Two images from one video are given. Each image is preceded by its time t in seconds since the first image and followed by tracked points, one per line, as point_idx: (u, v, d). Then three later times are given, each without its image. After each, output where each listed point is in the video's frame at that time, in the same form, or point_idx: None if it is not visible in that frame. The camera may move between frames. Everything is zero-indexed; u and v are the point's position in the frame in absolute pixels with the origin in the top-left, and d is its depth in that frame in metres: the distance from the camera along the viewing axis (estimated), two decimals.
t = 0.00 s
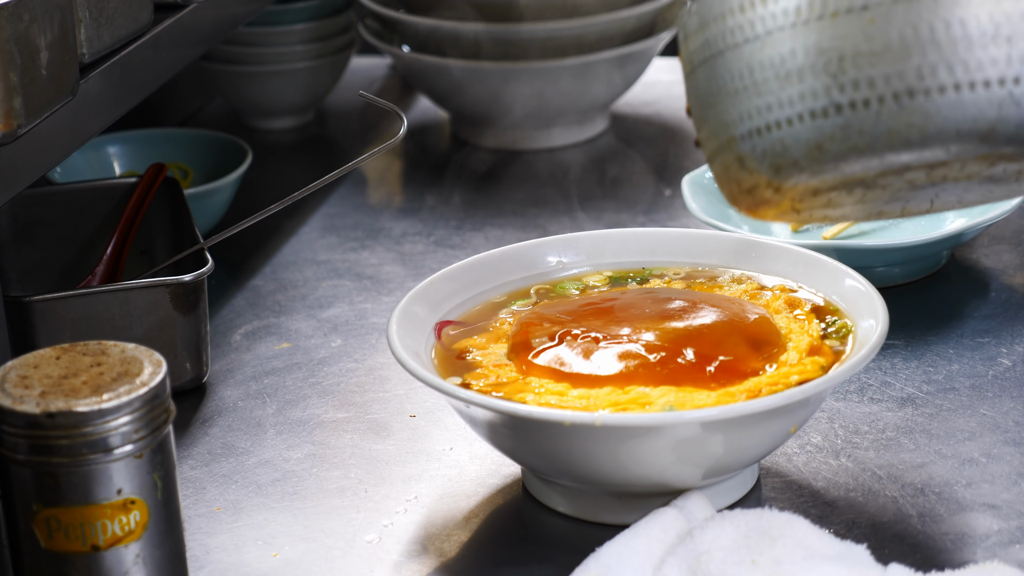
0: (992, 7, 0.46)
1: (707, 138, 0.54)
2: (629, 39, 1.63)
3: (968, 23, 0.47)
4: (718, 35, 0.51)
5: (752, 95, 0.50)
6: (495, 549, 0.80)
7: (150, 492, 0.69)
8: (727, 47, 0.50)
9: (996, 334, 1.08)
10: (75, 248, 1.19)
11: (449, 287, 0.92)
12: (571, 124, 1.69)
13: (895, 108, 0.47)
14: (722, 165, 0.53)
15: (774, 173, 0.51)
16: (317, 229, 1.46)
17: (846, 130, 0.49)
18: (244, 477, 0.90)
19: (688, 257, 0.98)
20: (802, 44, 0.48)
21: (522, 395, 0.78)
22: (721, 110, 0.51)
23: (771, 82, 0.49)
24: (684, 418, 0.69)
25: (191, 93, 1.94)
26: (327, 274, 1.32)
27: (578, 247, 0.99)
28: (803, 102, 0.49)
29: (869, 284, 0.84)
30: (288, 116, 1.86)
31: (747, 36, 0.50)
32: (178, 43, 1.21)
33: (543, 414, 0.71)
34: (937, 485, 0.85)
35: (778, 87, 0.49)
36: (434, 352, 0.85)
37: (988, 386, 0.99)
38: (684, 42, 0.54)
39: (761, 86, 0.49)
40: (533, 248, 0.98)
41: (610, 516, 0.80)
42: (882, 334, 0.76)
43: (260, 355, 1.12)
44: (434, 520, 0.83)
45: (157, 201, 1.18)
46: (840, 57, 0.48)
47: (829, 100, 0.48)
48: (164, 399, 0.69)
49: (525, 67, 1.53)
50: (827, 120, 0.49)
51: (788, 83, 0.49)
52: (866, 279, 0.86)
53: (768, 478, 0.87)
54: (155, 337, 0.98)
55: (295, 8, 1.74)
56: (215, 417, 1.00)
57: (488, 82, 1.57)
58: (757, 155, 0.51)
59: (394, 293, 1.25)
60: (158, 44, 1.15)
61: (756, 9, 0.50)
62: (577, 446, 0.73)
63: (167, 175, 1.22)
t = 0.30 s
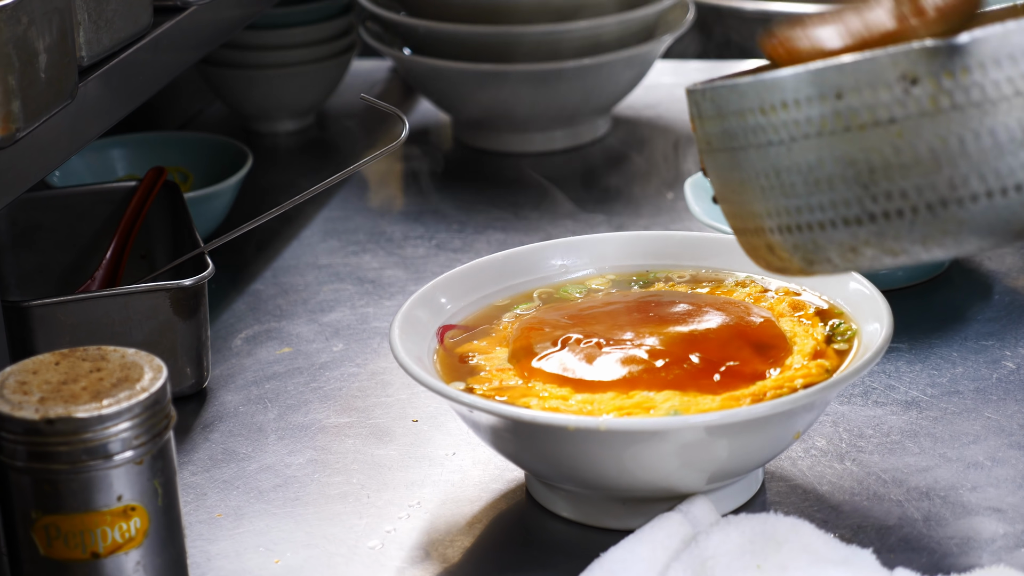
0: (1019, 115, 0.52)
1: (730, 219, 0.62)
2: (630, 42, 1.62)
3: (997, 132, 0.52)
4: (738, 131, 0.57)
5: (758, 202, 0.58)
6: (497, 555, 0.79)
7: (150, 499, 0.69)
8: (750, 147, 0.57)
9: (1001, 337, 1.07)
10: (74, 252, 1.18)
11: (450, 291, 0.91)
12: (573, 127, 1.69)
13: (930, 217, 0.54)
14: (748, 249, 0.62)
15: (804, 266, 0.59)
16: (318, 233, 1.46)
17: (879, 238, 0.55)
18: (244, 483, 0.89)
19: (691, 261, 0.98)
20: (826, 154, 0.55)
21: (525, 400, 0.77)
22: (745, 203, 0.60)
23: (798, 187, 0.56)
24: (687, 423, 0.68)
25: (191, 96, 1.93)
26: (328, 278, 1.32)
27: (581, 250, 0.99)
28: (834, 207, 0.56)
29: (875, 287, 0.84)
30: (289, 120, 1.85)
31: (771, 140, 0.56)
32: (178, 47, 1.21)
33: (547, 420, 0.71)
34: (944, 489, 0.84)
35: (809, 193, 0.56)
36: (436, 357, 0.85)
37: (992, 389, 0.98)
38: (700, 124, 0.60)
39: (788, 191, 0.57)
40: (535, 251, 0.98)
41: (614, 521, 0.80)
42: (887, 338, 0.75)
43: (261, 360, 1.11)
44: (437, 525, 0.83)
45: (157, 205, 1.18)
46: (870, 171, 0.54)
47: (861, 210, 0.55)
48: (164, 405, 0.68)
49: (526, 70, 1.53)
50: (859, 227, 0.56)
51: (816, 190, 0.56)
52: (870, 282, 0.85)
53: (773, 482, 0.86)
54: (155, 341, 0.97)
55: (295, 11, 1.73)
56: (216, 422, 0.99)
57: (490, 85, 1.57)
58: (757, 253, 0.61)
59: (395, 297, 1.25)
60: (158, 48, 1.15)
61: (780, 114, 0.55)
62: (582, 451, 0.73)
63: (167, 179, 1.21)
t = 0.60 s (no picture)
0: None
1: (755, 210, 0.59)
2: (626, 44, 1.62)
3: None
4: (774, 103, 0.55)
5: (797, 179, 0.56)
6: (495, 560, 0.79)
7: (143, 503, 0.68)
8: (788, 120, 0.55)
9: (1001, 338, 1.06)
10: (66, 255, 1.17)
11: (447, 293, 0.90)
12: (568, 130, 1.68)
13: (985, 184, 0.52)
14: (777, 241, 0.58)
15: (844, 251, 0.56)
16: (312, 236, 1.45)
17: (930, 208, 0.53)
18: (239, 488, 0.88)
19: (690, 262, 0.97)
20: (873, 119, 0.53)
21: (523, 402, 0.76)
22: (776, 186, 0.57)
23: (842, 157, 0.54)
24: (688, 424, 0.68)
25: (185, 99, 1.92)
26: (323, 281, 1.31)
27: (579, 252, 0.98)
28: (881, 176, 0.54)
29: (875, 288, 0.83)
30: (283, 123, 1.84)
31: (812, 108, 0.54)
32: (171, 48, 1.20)
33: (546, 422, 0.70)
34: (944, 491, 0.84)
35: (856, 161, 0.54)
36: (433, 359, 0.84)
37: (991, 391, 0.97)
38: (726, 105, 0.58)
39: (831, 162, 0.54)
40: (533, 253, 0.97)
41: (613, 525, 0.79)
42: (888, 339, 0.75)
43: (256, 364, 1.10)
44: (434, 530, 0.82)
45: (150, 207, 1.17)
46: (922, 134, 0.52)
47: (911, 177, 0.53)
48: (157, 409, 0.67)
49: (522, 72, 1.52)
50: (909, 197, 0.54)
51: (862, 159, 0.54)
52: (870, 283, 0.84)
53: (773, 485, 0.86)
54: (148, 345, 0.96)
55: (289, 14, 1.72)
56: (209, 426, 0.98)
57: (485, 87, 1.56)
58: (789, 243, 0.58)
59: (391, 300, 1.24)
60: (150, 49, 1.14)
61: (823, 79, 0.54)
62: (581, 454, 0.72)
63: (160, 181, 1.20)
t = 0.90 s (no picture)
0: None
1: (863, 206, 0.99)
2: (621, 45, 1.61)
3: None
4: (886, 102, 0.93)
5: (906, 178, 0.94)
6: (495, 563, 0.77)
7: (136, 503, 0.67)
8: (911, 124, 0.93)
9: (1002, 339, 1.06)
10: (56, 255, 1.16)
11: (444, 293, 0.89)
12: (563, 132, 1.68)
13: None
14: (888, 234, 0.98)
15: (963, 248, 0.94)
16: (305, 237, 1.44)
17: (988, 224, 0.91)
18: (233, 490, 0.87)
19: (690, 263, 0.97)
20: (957, 128, 0.91)
21: (522, 401, 0.75)
22: (890, 181, 0.95)
23: (950, 165, 0.91)
24: (690, 423, 0.67)
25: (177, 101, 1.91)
26: (317, 282, 1.30)
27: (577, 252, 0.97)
28: (941, 190, 0.92)
29: (877, 287, 0.82)
30: (276, 125, 1.83)
31: (917, 117, 0.92)
32: (162, 47, 1.19)
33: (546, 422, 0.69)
34: (947, 492, 0.83)
35: (938, 164, 0.92)
36: (430, 358, 0.83)
37: (993, 392, 0.97)
38: (837, 95, 0.96)
39: (937, 161, 0.92)
40: (532, 253, 0.96)
41: (614, 527, 0.78)
42: (891, 337, 0.74)
43: (249, 365, 1.09)
44: (432, 532, 0.81)
45: (142, 208, 1.16)
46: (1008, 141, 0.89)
47: (984, 195, 0.91)
48: (151, 408, 0.66)
49: (517, 73, 1.51)
50: (969, 200, 0.91)
51: (986, 161, 0.90)
52: (873, 282, 0.84)
53: (774, 487, 0.85)
54: (140, 345, 0.95)
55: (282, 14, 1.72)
56: (203, 428, 0.97)
57: (480, 89, 1.55)
58: (907, 238, 0.96)
59: (387, 301, 1.23)
60: (141, 47, 1.13)
61: (923, 87, 0.91)
62: (582, 454, 0.71)
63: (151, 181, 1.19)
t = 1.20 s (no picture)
0: None
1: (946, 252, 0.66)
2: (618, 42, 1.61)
3: None
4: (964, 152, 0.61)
5: (993, 229, 0.62)
6: (495, 561, 0.77)
7: (134, 500, 0.66)
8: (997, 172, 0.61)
9: (1002, 337, 1.06)
10: (49, 251, 1.15)
11: (444, 289, 0.89)
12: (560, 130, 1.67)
13: None
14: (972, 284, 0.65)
15: None
16: (301, 235, 1.43)
17: None
18: (231, 487, 0.86)
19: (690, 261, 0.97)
20: None
21: (521, 397, 0.75)
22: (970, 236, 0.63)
23: None
24: (691, 421, 0.67)
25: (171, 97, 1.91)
26: (313, 280, 1.29)
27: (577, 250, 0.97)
28: None
29: (878, 284, 0.82)
30: (271, 123, 1.83)
31: (1009, 166, 0.60)
32: (157, 43, 1.18)
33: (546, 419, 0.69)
34: (948, 491, 0.83)
35: None
36: (428, 355, 0.82)
37: (994, 391, 0.97)
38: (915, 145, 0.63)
39: None
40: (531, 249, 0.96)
41: (614, 526, 0.77)
42: (893, 335, 0.74)
43: (246, 362, 1.08)
44: (431, 530, 0.80)
45: (136, 205, 1.15)
46: None
47: None
48: (149, 404, 0.66)
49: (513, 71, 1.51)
50: None
51: None
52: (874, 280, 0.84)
53: (774, 485, 0.85)
54: (136, 342, 0.94)
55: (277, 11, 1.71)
56: (199, 425, 0.96)
57: (476, 87, 1.55)
58: (996, 286, 0.64)
59: (384, 298, 1.22)
60: (137, 43, 1.12)
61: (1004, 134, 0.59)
62: (582, 452, 0.71)
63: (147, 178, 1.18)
